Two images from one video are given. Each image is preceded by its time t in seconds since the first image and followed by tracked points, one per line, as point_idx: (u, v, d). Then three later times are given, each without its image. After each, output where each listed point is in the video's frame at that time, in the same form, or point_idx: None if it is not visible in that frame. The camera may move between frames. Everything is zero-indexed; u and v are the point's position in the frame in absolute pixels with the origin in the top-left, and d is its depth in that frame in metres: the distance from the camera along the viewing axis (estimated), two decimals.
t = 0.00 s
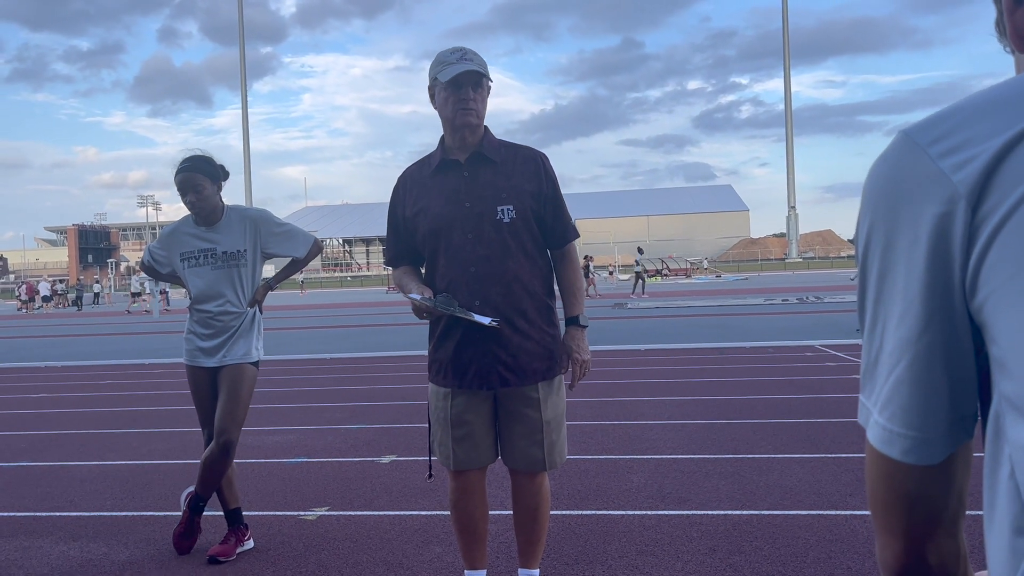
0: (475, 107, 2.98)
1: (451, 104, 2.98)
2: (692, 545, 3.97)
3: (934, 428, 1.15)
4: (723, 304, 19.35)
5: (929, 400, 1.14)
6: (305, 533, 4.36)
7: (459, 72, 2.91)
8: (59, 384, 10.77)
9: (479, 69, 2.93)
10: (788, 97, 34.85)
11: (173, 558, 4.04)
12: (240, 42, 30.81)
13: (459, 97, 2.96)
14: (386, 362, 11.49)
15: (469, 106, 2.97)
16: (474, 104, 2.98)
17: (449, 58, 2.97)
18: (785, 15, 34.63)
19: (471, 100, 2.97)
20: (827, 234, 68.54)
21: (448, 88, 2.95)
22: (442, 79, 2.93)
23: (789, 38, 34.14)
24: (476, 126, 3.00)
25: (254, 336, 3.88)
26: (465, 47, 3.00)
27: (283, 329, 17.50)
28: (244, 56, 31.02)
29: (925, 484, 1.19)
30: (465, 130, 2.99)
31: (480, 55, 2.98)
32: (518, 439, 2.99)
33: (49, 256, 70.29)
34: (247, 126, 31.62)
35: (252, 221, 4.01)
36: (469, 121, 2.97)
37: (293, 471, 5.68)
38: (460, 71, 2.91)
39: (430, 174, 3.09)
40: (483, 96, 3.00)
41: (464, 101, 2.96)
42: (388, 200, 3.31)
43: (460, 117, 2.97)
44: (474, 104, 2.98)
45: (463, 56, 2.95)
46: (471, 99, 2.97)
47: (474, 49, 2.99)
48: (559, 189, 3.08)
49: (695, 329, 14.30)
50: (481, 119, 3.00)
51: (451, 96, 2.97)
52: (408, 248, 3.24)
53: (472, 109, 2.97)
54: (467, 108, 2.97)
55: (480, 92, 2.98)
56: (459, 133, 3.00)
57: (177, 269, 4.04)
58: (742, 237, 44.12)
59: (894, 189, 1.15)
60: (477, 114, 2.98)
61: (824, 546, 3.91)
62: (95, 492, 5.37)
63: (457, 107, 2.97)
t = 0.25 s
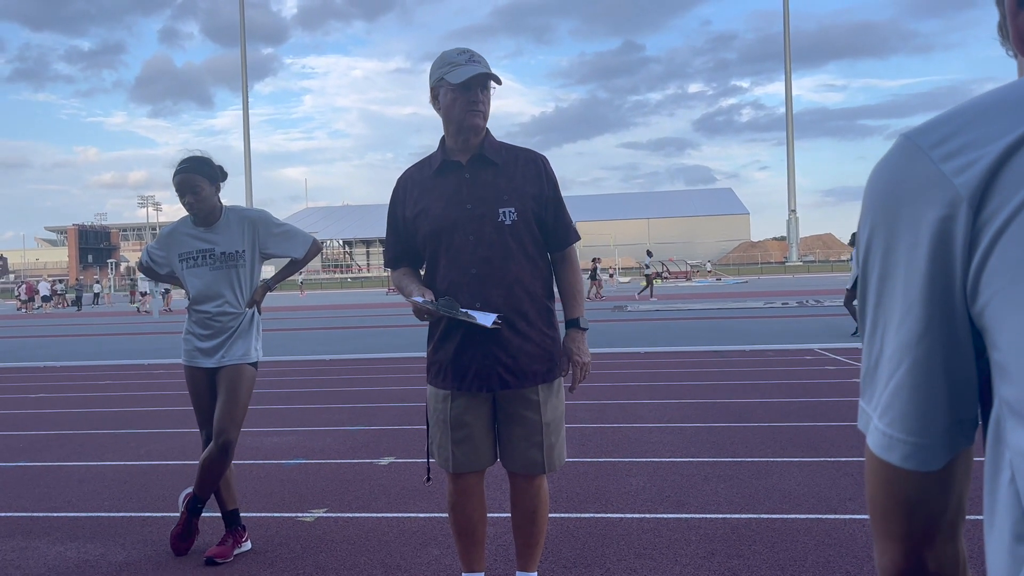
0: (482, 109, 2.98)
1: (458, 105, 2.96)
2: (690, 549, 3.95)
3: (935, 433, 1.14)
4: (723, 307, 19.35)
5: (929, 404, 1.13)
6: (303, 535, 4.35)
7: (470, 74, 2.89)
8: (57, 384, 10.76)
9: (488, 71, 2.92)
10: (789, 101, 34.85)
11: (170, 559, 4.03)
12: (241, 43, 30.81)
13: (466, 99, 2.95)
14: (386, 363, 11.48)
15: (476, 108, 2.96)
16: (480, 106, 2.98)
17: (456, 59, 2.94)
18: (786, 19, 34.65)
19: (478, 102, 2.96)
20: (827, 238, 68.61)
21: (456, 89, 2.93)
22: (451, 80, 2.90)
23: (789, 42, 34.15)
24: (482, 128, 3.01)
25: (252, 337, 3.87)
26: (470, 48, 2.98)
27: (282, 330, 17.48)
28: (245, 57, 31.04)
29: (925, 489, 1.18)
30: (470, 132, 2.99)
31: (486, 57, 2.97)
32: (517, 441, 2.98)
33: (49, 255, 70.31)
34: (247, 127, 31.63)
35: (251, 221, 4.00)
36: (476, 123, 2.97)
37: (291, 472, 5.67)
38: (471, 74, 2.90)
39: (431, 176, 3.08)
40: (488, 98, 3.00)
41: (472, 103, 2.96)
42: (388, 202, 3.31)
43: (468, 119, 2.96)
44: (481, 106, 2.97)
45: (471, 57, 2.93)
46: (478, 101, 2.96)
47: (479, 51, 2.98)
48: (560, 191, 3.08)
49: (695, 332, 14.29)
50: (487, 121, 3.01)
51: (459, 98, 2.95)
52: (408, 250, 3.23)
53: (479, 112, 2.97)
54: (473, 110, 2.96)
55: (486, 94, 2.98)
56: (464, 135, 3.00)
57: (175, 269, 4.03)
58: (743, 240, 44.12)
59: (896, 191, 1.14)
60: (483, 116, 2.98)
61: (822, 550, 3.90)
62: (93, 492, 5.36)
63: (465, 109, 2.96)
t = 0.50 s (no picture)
0: (487, 109, 2.99)
1: (464, 106, 2.97)
2: (690, 550, 3.96)
3: (937, 424, 1.15)
4: (723, 310, 19.35)
5: (932, 395, 1.15)
6: (303, 534, 4.35)
7: (476, 74, 2.90)
8: (57, 384, 10.76)
9: (494, 72, 2.94)
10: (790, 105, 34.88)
11: (171, 558, 4.03)
12: (243, 45, 30.87)
13: (472, 100, 2.96)
14: (386, 365, 11.49)
15: (482, 108, 2.98)
16: (486, 106, 2.99)
17: (461, 59, 2.96)
18: (787, 23, 34.68)
19: (484, 102, 2.98)
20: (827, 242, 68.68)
21: (462, 90, 2.94)
22: (457, 81, 2.92)
23: (790, 45, 34.17)
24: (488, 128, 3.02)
25: (254, 336, 3.88)
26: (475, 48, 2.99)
27: (282, 331, 17.49)
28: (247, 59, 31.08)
29: (928, 480, 1.19)
30: (476, 132, 3.00)
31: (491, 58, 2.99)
32: (519, 440, 2.99)
33: (49, 256, 70.32)
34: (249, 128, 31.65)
35: (253, 221, 4.01)
36: (482, 124, 2.99)
37: (292, 472, 5.67)
38: (477, 74, 2.91)
39: (435, 175, 3.09)
40: (494, 98, 3.02)
41: (478, 103, 2.97)
42: (392, 201, 3.32)
43: (474, 119, 2.97)
44: (487, 106, 2.99)
45: (476, 58, 2.94)
46: (484, 101, 2.98)
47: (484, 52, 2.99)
48: (564, 192, 3.09)
49: (695, 335, 14.30)
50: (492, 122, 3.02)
51: (464, 98, 2.96)
52: (411, 249, 3.24)
53: (484, 112, 2.98)
54: (479, 110, 2.97)
55: (492, 94, 2.99)
56: (470, 135, 3.01)
57: (177, 268, 4.04)
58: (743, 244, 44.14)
59: (897, 185, 1.16)
60: (488, 116, 3.00)
61: (822, 551, 3.90)
62: (94, 491, 5.37)
63: (471, 109, 2.97)
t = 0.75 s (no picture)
0: (489, 113, 2.99)
1: (466, 109, 2.98)
2: (688, 554, 3.96)
3: (933, 427, 1.15)
4: (722, 314, 19.36)
5: (927, 399, 1.15)
6: (302, 537, 4.35)
7: (477, 78, 2.90)
8: (56, 385, 10.76)
9: (495, 75, 2.94)
10: (790, 109, 34.88)
11: (169, 560, 4.03)
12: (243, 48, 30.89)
13: (474, 103, 2.96)
14: (385, 367, 11.49)
15: (483, 111, 2.98)
16: (488, 110, 2.99)
17: (463, 62, 2.96)
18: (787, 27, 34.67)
19: (485, 105, 2.98)
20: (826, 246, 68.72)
21: (463, 93, 2.95)
22: (458, 84, 2.92)
23: (790, 49, 34.20)
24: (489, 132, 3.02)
25: (253, 338, 3.88)
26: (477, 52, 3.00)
27: (281, 333, 17.49)
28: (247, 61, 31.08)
29: (924, 484, 1.19)
30: (478, 135, 3.01)
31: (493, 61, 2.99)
32: (519, 443, 2.99)
33: (48, 257, 70.33)
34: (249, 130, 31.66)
35: (251, 223, 4.01)
36: (483, 127, 2.99)
37: (290, 474, 5.67)
38: (478, 77, 2.91)
39: (436, 178, 3.09)
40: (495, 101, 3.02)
41: (479, 106, 2.97)
42: (392, 203, 3.33)
43: (475, 122, 2.98)
44: (488, 110, 2.99)
45: (478, 62, 2.95)
46: (486, 105, 2.98)
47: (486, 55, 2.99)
48: (565, 195, 3.10)
49: (694, 338, 14.31)
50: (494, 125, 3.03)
51: (466, 102, 2.96)
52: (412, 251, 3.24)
53: (486, 115, 2.99)
54: (480, 114, 2.98)
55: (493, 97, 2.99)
56: (471, 138, 3.02)
57: (176, 271, 4.04)
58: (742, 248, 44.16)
59: (895, 191, 1.16)
60: (490, 119, 3.00)
61: (821, 555, 3.90)
62: (92, 493, 5.36)
63: (472, 112, 2.97)
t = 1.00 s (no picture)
0: (489, 117, 3.00)
1: (466, 113, 2.98)
2: (687, 558, 3.96)
3: (924, 431, 1.15)
4: (722, 318, 19.36)
5: (917, 403, 1.15)
6: (299, 541, 4.34)
7: (478, 82, 2.91)
8: (55, 387, 10.75)
9: (496, 79, 2.95)
10: (789, 113, 34.91)
11: (166, 564, 4.02)
12: (244, 51, 30.93)
13: (474, 107, 2.97)
14: (384, 370, 11.48)
15: (484, 116, 2.98)
16: (488, 114, 3.00)
17: (463, 67, 2.96)
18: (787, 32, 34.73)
19: (486, 110, 2.99)
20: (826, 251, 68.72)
21: (464, 97, 2.95)
22: (458, 88, 2.92)
23: (790, 54, 34.25)
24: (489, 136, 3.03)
25: (251, 340, 3.88)
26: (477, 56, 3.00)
27: (280, 336, 17.49)
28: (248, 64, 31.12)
29: (915, 488, 1.19)
30: (478, 140, 3.01)
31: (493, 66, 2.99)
32: (517, 447, 2.98)
33: (48, 259, 70.31)
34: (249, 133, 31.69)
35: (250, 226, 4.01)
36: (483, 131, 3.00)
37: (289, 477, 5.67)
38: (478, 82, 2.91)
39: (435, 181, 3.10)
40: (495, 106, 3.03)
41: (479, 111, 2.98)
42: (392, 206, 3.33)
43: (476, 127, 2.99)
44: (488, 114, 3.00)
45: (478, 66, 2.95)
46: (486, 109, 2.99)
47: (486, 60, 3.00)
48: (564, 200, 3.10)
49: (693, 343, 14.31)
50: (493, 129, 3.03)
51: (467, 106, 2.97)
52: (410, 254, 3.25)
53: (486, 120, 2.99)
54: (480, 118, 2.98)
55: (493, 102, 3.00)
56: (470, 143, 3.02)
57: (174, 273, 4.04)
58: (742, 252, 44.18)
59: (887, 195, 1.16)
60: (490, 124, 3.00)
61: (820, 560, 3.90)
62: (90, 496, 5.36)
63: (473, 116, 2.98)
